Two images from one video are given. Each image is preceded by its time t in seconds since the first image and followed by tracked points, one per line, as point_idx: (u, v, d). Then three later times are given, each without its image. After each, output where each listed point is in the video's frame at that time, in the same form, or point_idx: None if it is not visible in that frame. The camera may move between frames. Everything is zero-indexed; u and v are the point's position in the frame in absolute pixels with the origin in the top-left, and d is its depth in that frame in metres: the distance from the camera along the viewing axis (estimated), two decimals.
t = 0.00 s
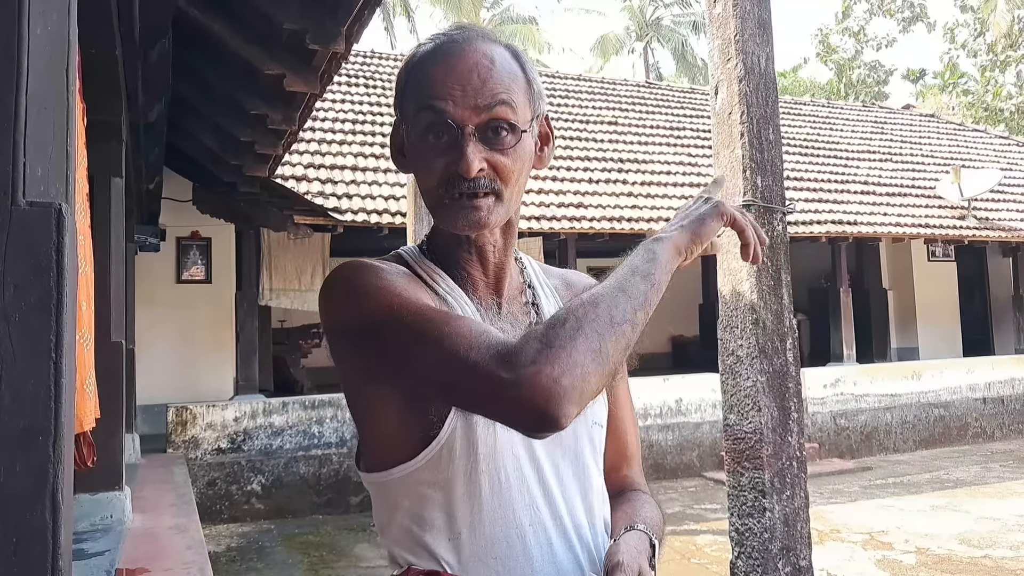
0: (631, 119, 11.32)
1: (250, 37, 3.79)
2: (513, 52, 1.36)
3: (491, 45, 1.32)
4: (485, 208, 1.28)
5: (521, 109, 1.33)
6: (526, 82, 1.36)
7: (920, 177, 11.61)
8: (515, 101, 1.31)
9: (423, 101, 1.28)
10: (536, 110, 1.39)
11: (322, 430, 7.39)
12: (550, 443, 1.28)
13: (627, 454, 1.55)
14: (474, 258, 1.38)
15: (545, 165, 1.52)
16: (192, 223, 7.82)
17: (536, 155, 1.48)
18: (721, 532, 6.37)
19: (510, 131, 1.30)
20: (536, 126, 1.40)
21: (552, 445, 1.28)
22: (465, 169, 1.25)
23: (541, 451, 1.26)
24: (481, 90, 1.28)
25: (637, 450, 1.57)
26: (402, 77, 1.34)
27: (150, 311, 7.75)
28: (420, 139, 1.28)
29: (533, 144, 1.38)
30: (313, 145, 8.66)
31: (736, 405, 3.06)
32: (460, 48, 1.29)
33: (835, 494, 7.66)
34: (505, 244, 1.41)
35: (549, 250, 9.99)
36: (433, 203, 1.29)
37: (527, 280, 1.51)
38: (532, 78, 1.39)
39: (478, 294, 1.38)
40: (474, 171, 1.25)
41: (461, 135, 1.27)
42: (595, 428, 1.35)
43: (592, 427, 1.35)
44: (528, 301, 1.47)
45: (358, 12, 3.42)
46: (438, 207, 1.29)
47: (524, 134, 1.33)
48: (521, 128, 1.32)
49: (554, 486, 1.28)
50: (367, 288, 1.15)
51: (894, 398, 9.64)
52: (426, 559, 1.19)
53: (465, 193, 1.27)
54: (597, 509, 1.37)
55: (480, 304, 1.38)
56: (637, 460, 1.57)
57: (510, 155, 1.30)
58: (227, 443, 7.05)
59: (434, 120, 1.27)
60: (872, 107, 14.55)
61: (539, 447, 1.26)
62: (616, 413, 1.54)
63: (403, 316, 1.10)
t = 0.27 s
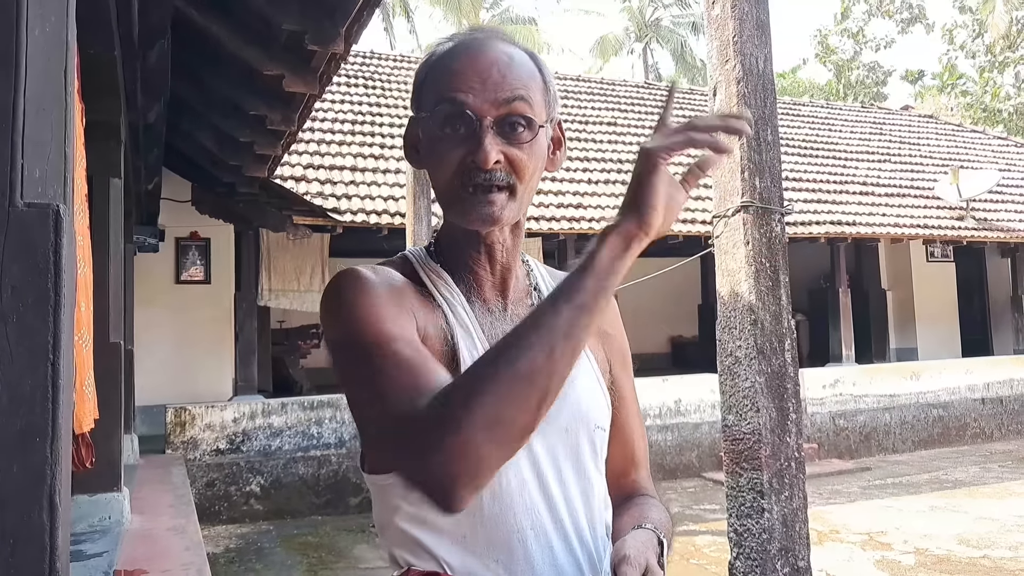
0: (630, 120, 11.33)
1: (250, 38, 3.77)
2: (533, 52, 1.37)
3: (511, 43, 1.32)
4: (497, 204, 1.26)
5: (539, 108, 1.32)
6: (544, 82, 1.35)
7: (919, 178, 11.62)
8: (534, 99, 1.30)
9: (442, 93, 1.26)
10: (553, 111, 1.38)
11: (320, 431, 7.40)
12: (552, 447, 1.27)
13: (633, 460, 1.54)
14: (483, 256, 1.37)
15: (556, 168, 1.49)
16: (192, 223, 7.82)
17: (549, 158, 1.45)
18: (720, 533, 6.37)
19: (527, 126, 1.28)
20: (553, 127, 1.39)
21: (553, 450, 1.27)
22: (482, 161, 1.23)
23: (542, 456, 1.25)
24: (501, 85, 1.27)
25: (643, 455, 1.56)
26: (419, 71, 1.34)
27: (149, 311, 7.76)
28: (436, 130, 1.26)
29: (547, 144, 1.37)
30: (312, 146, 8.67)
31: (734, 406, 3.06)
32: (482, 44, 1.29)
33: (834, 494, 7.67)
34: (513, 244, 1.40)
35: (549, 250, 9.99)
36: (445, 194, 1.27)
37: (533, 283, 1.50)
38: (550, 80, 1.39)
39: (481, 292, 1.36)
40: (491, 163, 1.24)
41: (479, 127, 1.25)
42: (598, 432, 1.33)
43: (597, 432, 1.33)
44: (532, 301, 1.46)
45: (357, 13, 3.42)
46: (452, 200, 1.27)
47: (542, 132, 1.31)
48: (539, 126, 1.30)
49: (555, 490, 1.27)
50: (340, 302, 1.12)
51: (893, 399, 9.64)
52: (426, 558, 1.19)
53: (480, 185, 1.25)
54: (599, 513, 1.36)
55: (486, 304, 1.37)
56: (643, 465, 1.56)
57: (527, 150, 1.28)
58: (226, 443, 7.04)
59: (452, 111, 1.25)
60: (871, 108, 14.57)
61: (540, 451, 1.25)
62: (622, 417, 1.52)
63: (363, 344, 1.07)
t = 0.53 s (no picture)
0: (626, 118, 11.33)
1: (245, 41, 3.77)
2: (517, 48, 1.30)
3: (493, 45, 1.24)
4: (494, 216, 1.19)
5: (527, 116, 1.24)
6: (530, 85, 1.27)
7: (915, 173, 11.64)
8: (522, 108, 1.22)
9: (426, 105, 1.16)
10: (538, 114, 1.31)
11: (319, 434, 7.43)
12: (551, 449, 1.26)
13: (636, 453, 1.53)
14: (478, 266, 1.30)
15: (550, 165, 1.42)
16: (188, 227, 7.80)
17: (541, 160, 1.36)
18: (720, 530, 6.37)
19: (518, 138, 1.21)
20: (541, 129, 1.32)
21: (553, 452, 1.26)
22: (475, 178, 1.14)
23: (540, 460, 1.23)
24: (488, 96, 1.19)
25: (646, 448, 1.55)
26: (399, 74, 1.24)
27: (146, 316, 7.75)
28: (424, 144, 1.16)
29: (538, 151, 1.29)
30: (308, 148, 8.66)
31: (732, 403, 3.06)
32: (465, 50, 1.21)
33: (834, 490, 7.67)
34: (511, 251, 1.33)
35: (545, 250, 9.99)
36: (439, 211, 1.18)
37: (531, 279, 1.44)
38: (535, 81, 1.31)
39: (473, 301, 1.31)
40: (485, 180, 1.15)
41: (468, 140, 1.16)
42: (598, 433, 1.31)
43: (597, 432, 1.31)
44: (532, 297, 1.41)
45: (351, 15, 3.42)
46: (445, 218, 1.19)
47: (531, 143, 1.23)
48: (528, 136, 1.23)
49: (556, 492, 1.26)
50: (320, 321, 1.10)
51: (892, 394, 9.65)
52: (425, 559, 1.20)
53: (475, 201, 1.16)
54: (601, 512, 1.36)
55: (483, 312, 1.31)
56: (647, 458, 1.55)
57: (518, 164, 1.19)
58: (225, 447, 7.03)
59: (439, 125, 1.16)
60: (866, 104, 14.58)
61: (540, 454, 1.24)
62: (623, 411, 1.52)
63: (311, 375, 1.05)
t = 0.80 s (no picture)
0: (625, 117, 11.33)
1: (242, 42, 3.77)
2: (483, 46, 1.36)
3: (462, 46, 1.32)
4: (476, 213, 1.29)
5: (500, 110, 1.33)
6: (500, 79, 1.36)
7: (914, 169, 11.63)
8: (493, 104, 1.31)
9: (400, 113, 1.27)
10: (513, 104, 1.39)
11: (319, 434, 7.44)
12: (542, 451, 1.25)
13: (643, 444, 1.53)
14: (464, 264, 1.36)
15: (526, 154, 1.47)
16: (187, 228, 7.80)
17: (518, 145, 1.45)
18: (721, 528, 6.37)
19: (492, 134, 1.30)
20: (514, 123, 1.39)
21: (542, 455, 1.24)
22: (453, 181, 1.25)
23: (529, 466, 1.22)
24: (460, 97, 1.28)
25: (655, 439, 1.55)
26: (373, 85, 1.34)
27: (145, 318, 7.75)
28: (401, 151, 1.28)
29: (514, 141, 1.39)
30: (306, 149, 8.66)
31: (732, 401, 3.07)
32: (434, 53, 1.30)
33: (834, 487, 7.67)
34: (494, 243, 1.40)
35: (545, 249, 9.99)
36: (421, 215, 1.30)
37: (520, 274, 1.45)
38: (506, 72, 1.39)
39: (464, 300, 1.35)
40: (462, 182, 1.26)
41: (444, 144, 1.27)
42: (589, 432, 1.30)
43: (588, 432, 1.30)
44: (521, 295, 1.42)
45: (347, 15, 3.42)
46: (427, 218, 1.29)
47: (506, 135, 1.33)
48: (503, 130, 1.32)
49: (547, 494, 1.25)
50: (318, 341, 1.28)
51: (892, 391, 9.64)
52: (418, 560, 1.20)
53: (455, 202, 1.27)
54: (595, 510, 1.35)
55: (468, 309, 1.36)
56: (656, 450, 1.55)
57: (495, 159, 1.30)
58: (226, 448, 7.02)
59: (415, 132, 1.27)
60: (865, 100, 14.57)
61: (528, 457, 1.23)
62: (627, 403, 1.52)
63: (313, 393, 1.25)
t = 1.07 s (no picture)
0: (623, 116, 11.33)
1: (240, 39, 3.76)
2: (478, 42, 1.35)
3: (457, 41, 1.31)
4: (470, 208, 1.28)
5: (496, 106, 1.32)
6: (496, 74, 1.35)
7: (910, 171, 11.66)
8: (488, 99, 1.30)
9: (395, 110, 1.27)
10: (509, 99, 1.38)
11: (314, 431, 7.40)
12: (530, 453, 1.23)
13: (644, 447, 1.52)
14: (458, 261, 1.36)
15: (522, 152, 1.47)
16: (182, 224, 7.78)
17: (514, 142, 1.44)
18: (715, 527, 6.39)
19: (488, 130, 1.30)
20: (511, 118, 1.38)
21: (530, 457, 1.23)
22: (447, 176, 1.25)
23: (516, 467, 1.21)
24: (454, 92, 1.27)
25: (656, 442, 1.54)
26: (369, 84, 1.34)
27: (140, 313, 7.73)
28: (395, 147, 1.28)
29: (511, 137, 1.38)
30: (303, 145, 8.64)
31: (727, 400, 3.07)
32: (428, 48, 1.29)
33: (828, 487, 7.70)
34: (488, 243, 1.39)
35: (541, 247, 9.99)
36: (416, 209, 1.30)
37: (517, 274, 1.45)
38: (503, 67, 1.37)
39: (458, 297, 1.36)
40: (456, 176, 1.26)
41: (439, 139, 1.27)
42: (580, 434, 1.28)
43: (579, 433, 1.28)
44: (516, 294, 1.42)
45: (346, 12, 3.42)
46: (421, 213, 1.30)
47: (501, 131, 1.32)
48: (498, 125, 1.31)
49: (535, 497, 1.24)
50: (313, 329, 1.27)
51: (886, 391, 9.66)
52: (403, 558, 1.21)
53: (449, 197, 1.27)
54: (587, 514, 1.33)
55: (461, 306, 1.36)
56: (655, 454, 1.53)
57: (490, 154, 1.30)
58: (220, 444, 7.00)
59: (409, 127, 1.27)
60: (862, 102, 14.60)
61: (515, 459, 1.22)
62: (627, 405, 1.51)
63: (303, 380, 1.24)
